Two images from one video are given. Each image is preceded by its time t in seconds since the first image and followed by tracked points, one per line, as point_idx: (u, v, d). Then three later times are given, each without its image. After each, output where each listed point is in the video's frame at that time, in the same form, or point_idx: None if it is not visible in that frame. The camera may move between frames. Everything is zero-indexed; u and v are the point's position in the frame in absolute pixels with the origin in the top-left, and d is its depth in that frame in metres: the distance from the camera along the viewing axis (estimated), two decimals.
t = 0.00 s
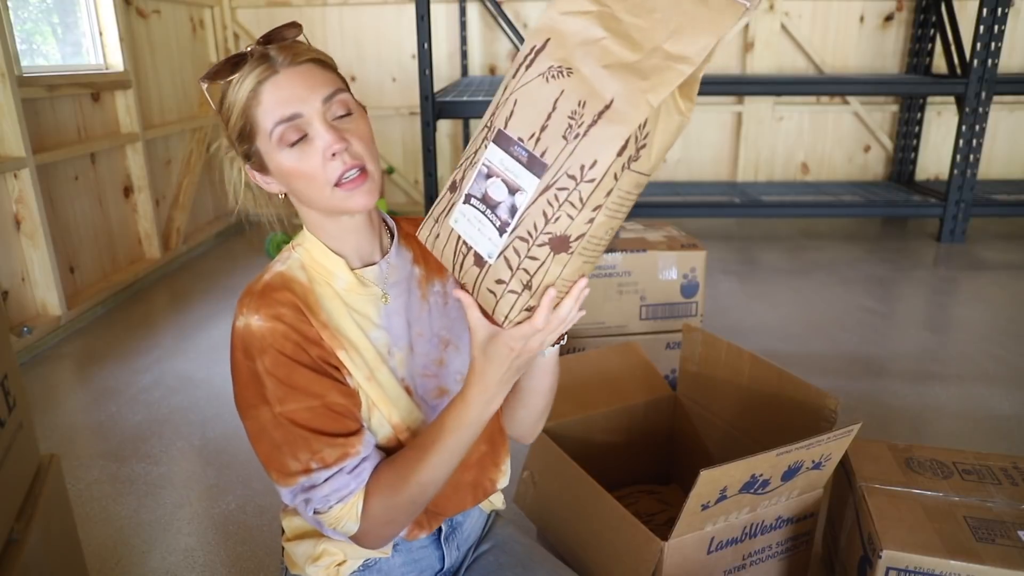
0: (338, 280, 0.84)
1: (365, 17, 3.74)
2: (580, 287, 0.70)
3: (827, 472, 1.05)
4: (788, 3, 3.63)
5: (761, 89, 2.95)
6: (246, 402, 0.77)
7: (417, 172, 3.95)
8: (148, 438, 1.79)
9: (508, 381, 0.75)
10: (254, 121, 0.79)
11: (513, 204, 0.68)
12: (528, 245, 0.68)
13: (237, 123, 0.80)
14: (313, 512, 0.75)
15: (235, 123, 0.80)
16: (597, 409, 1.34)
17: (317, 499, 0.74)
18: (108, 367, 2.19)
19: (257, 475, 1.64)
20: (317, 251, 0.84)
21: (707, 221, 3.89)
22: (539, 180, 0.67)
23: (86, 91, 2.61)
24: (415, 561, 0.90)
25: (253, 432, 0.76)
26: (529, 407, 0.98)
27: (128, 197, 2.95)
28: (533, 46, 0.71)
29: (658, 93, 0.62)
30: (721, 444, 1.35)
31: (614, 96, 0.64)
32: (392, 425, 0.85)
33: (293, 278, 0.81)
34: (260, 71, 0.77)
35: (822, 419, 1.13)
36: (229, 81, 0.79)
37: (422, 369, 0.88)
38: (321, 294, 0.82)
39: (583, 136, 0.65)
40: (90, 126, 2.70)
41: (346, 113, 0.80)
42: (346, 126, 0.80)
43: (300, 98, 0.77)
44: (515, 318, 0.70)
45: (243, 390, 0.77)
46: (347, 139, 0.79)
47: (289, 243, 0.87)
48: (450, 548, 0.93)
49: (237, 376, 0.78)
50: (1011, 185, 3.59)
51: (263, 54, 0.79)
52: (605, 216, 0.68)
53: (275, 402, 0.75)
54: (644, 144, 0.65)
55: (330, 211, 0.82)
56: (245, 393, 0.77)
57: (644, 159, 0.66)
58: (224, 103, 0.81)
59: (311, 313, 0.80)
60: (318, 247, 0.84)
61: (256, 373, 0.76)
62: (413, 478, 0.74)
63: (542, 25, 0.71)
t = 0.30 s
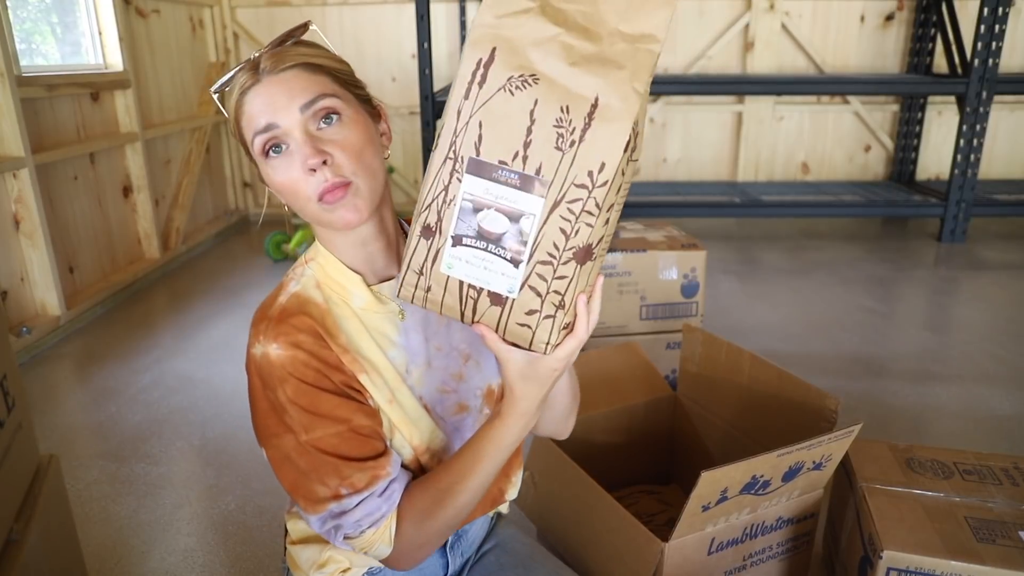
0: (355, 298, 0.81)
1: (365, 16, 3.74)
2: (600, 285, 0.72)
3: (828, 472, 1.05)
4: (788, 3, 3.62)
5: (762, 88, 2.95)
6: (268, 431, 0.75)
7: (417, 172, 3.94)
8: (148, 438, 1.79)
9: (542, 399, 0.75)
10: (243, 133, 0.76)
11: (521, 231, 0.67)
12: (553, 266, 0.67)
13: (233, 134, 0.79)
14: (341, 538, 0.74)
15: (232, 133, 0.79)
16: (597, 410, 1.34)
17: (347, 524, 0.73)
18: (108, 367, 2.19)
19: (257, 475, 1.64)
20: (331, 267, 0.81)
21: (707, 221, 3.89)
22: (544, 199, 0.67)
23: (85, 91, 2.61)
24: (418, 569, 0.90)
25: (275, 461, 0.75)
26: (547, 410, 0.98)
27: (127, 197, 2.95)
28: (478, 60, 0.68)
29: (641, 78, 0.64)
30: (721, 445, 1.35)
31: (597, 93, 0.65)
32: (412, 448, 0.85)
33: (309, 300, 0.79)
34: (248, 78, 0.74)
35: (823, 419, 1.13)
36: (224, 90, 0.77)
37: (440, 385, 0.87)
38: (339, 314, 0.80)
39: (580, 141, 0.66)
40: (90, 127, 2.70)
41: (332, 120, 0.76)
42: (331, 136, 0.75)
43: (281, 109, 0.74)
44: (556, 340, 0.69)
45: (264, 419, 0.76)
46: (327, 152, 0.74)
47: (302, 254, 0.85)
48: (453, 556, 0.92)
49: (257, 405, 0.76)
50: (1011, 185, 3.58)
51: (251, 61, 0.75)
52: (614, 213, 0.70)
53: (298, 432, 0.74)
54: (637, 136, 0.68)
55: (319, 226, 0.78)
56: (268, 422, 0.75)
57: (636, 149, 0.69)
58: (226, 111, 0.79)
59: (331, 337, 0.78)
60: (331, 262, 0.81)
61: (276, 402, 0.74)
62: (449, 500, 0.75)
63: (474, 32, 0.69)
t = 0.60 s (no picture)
0: (356, 318, 0.81)
1: (365, 16, 3.73)
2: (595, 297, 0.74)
3: (828, 472, 1.05)
4: (788, 3, 3.62)
5: (762, 89, 2.95)
6: (270, 456, 0.76)
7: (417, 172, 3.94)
8: (147, 437, 1.79)
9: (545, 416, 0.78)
10: (241, 155, 0.76)
11: (522, 256, 0.67)
12: (556, 287, 0.68)
13: (230, 153, 0.78)
14: (346, 557, 0.76)
15: (229, 152, 0.78)
16: (597, 410, 1.33)
17: (352, 546, 0.74)
18: (107, 367, 2.19)
19: (256, 475, 1.64)
20: (333, 287, 0.81)
21: (707, 221, 3.89)
22: (542, 223, 0.67)
23: (84, 91, 2.61)
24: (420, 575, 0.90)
25: (277, 485, 0.75)
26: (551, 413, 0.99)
27: (127, 197, 2.94)
28: (461, 89, 0.66)
29: (626, 94, 0.65)
30: (721, 445, 1.35)
31: (586, 114, 0.66)
32: (416, 468, 0.86)
33: (309, 324, 0.79)
34: (243, 97, 0.73)
35: (823, 419, 1.13)
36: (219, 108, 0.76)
37: (444, 401, 0.88)
38: (340, 336, 0.80)
39: (574, 164, 0.66)
40: (90, 127, 2.70)
41: (333, 139, 0.75)
42: (334, 155, 0.75)
43: (282, 131, 0.73)
44: (562, 357, 0.71)
45: (265, 444, 0.76)
46: (331, 174, 0.74)
47: (303, 270, 0.85)
48: (455, 561, 0.93)
49: (258, 430, 0.76)
50: (1012, 185, 3.58)
51: (246, 78, 0.74)
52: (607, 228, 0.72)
53: (300, 458, 0.74)
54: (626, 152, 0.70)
55: (324, 247, 0.78)
56: (269, 447, 0.76)
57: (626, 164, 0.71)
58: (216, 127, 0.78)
59: (331, 361, 0.78)
60: (333, 282, 0.81)
61: (277, 429, 0.75)
62: (456, 516, 0.78)
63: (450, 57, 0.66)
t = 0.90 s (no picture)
0: (355, 320, 0.81)
1: (365, 16, 3.73)
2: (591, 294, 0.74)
3: (828, 472, 1.05)
4: (788, 3, 3.62)
5: (762, 89, 2.95)
6: (269, 459, 0.75)
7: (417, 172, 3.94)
8: (147, 437, 1.79)
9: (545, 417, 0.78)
10: (240, 161, 0.76)
11: (517, 256, 0.67)
12: (552, 285, 0.68)
13: (227, 158, 0.78)
14: (347, 559, 0.75)
15: (226, 157, 0.78)
16: (597, 410, 1.33)
17: (352, 548, 0.74)
18: (107, 367, 2.19)
19: (256, 475, 1.64)
20: (331, 289, 0.81)
21: (708, 221, 3.89)
22: (537, 221, 0.67)
23: (84, 91, 2.61)
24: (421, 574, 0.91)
25: (276, 488, 0.75)
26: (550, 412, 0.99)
27: (127, 197, 2.95)
28: (452, 91, 0.66)
29: (615, 92, 0.65)
30: (721, 445, 1.35)
31: (576, 112, 0.65)
32: (416, 470, 0.86)
33: (307, 326, 0.79)
34: (241, 103, 0.73)
35: (823, 419, 1.13)
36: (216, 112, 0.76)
37: (444, 403, 0.88)
38: (339, 339, 0.80)
39: (566, 161, 0.66)
40: (90, 127, 2.70)
41: (334, 145, 0.76)
42: (335, 162, 0.75)
43: (283, 137, 0.73)
44: (561, 355, 0.71)
45: (264, 447, 0.76)
46: (333, 181, 0.74)
47: (301, 272, 0.85)
48: (455, 560, 0.93)
49: (256, 433, 0.76)
50: (1011, 185, 3.58)
51: (245, 83, 0.74)
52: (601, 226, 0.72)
53: (299, 460, 0.74)
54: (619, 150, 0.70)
55: (325, 253, 0.78)
56: (269, 450, 0.75)
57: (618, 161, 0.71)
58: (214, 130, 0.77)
59: (329, 364, 0.78)
60: (332, 284, 0.81)
61: (276, 432, 0.75)
62: (456, 518, 0.78)
63: (441, 61, 0.66)
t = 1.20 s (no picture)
0: (352, 318, 0.81)
1: (365, 16, 3.73)
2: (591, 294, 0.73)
3: (827, 472, 1.05)
4: (788, 3, 3.62)
5: (762, 89, 2.95)
6: (269, 456, 0.75)
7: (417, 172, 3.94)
8: (147, 437, 1.79)
9: (542, 412, 0.78)
10: (243, 159, 0.75)
11: (512, 253, 0.67)
12: (547, 284, 0.68)
13: (228, 157, 0.78)
14: (347, 556, 0.76)
15: (227, 155, 0.78)
16: (597, 410, 1.33)
17: (352, 545, 0.74)
18: (107, 367, 2.19)
19: (257, 475, 1.64)
20: (328, 287, 0.81)
21: (708, 222, 3.89)
22: (531, 219, 0.66)
23: (84, 91, 2.61)
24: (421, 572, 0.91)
25: (277, 485, 0.75)
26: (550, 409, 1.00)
27: (127, 197, 2.95)
28: (450, 87, 0.67)
29: (614, 89, 0.64)
30: (721, 445, 1.35)
31: (573, 110, 0.65)
32: (414, 467, 0.86)
33: (305, 324, 0.79)
34: (246, 101, 0.73)
35: (823, 418, 1.13)
36: (217, 109, 0.75)
37: (442, 400, 0.87)
38: (336, 336, 0.80)
39: (562, 159, 0.66)
40: (90, 127, 2.70)
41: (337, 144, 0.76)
42: (339, 160, 0.75)
43: (287, 136, 0.73)
44: (555, 354, 0.70)
45: (263, 444, 0.76)
46: (336, 180, 0.74)
47: (300, 271, 0.85)
48: (454, 559, 0.93)
49: (255, 430, 0.77)
50: (1011, 185, 3.58)
51: (248, 81, 0.74)
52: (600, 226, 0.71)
53: (298, 457, 0.74)
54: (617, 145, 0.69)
55: (328, 251, 0.79)
56: (269, 447, 0.76)
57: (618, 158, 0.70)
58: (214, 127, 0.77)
59: (328, 361, 0.78)
60: (329, 282, 0.81)
61: (275, 429, 0.75)
62: (455, 514, 0.78)
63: (440, 57, 0.67)
